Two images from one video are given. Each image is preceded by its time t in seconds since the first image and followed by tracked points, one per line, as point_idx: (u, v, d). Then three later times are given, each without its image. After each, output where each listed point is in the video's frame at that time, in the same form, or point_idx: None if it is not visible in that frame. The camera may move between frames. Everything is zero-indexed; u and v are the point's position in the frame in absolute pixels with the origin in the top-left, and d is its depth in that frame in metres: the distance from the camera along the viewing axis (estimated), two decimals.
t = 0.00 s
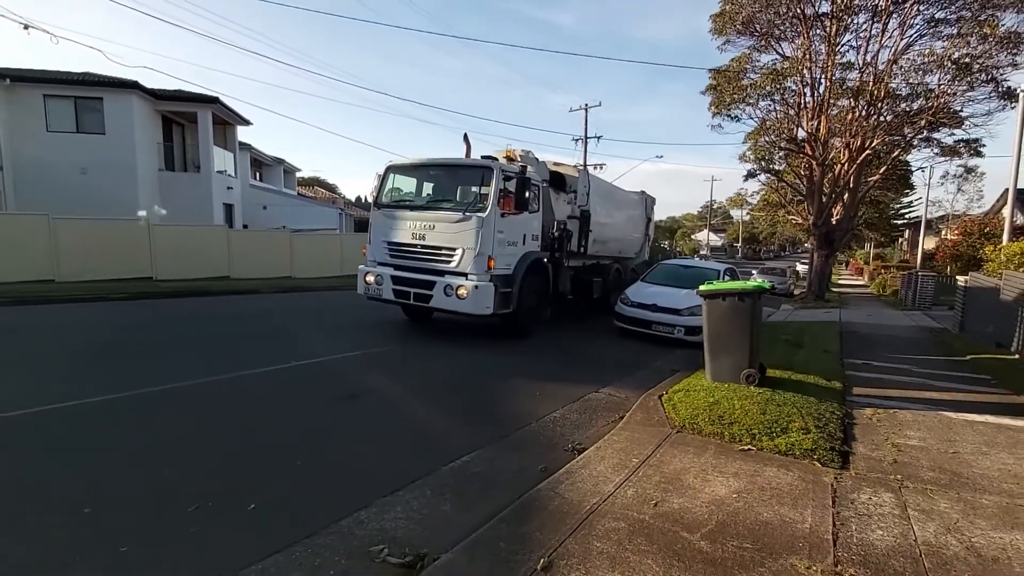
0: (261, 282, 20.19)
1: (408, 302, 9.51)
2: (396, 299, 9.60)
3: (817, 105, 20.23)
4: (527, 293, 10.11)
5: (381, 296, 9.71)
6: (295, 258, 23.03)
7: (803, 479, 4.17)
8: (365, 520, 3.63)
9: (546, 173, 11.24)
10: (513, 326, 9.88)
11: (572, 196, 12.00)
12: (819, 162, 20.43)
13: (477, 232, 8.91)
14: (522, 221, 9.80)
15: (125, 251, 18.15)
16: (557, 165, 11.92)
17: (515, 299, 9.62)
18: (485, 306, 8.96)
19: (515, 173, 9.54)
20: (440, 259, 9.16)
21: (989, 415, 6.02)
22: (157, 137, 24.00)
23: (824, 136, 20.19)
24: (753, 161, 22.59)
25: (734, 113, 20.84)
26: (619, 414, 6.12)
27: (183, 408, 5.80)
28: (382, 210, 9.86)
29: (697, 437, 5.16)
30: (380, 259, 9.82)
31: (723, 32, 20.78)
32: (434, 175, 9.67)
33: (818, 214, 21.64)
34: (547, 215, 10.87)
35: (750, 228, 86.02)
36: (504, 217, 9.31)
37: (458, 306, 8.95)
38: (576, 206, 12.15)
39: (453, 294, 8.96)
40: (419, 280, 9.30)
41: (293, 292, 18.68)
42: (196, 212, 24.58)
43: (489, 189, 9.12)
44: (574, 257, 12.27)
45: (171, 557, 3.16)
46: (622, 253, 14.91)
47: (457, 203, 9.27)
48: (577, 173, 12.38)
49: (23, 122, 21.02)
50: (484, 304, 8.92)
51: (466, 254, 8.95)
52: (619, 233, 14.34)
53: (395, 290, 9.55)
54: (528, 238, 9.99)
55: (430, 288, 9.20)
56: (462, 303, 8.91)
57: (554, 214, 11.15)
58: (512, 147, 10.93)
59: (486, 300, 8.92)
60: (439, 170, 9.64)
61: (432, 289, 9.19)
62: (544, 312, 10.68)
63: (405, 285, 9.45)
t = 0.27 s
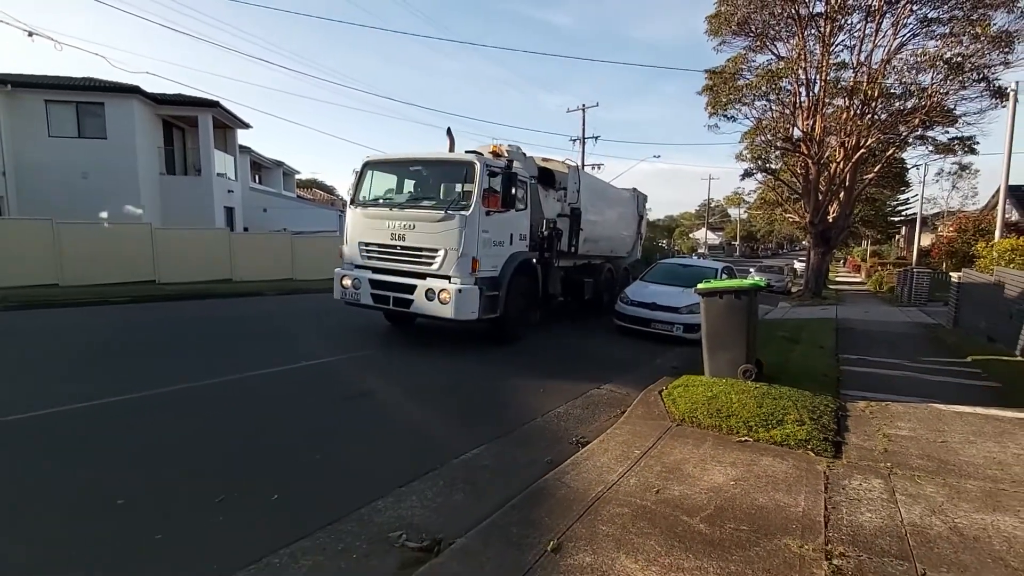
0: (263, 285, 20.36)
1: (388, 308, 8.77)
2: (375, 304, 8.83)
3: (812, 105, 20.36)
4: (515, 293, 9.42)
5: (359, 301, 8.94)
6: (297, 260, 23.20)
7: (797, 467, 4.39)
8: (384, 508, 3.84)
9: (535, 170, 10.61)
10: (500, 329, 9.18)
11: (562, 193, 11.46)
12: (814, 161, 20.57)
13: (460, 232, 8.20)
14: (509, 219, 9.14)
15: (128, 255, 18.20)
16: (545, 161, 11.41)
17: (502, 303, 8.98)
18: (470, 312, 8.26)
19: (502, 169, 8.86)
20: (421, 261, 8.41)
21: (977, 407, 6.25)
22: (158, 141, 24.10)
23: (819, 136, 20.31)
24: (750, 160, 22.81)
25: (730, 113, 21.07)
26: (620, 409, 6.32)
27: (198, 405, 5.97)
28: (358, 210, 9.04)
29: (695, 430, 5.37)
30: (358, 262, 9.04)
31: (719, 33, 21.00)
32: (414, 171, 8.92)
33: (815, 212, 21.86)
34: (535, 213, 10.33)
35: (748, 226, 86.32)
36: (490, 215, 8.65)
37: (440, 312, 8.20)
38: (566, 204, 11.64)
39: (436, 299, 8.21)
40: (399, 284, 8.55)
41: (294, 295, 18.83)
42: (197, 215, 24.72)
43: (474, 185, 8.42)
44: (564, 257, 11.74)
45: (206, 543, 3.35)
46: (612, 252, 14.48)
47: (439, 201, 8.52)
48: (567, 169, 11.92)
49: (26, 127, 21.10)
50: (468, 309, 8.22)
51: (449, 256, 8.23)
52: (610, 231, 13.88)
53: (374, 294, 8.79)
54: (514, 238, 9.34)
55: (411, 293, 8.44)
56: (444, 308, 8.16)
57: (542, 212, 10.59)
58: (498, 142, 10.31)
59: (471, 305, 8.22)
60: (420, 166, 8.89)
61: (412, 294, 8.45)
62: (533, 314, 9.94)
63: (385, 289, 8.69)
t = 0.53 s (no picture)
0: (264, 288, 20.46)
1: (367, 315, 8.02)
2: (352, 311, 8.09)
3: (808, 103, 20.57)
4: (502, 297, 8.76)
5: (335, 308, 8.18)
6: (297, 263, 23.31)
7: (792, 461, 4.53)
8: (393, 505, 3.97)
9: (521, 167, 9.98)
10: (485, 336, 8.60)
11: (552, 191, 10.84)
12: (810, 160, 20.77)
13: (441, 234, 7.50)
14: (494, 220, 8.47)
15: (128, 259, 18.24)
16: (532, 157, 10.75)
17: (489, 309, 8.30)
18: (453, 320, 7.57)
19: (486, 166, 8.20)
20: (400, 265, 7.68)
21: (969, 402, 6.42)
22: (157, 145, 24.17)
23: (814, 135, 20.52)
24: (747, 160, 22.97)
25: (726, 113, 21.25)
26: (621, 407, 6.44)
27: (207, 407, 6.07)
28: (331, 209, 8.29)
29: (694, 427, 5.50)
30: (333, 266, 8.27)
31: (714, 34, 21.15)
32: (392, 169, 8.22)
33: (811, 211, 22.02)
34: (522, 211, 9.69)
35: (745, 225, 86.56)
36: (473, 215, 7.97)
37: (421, 320, 7.49)
38: (555, 203, 10.99)
39: (417, 306, 7.49)
40: (376, 289, 7.82)
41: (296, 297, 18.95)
42: (197, 219, 24.81)
43: (456, 183, 7.73)
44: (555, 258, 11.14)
45: (225, 539, 3.48)
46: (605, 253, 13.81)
47: (419, 200, 7.82)
48: (555, 166, 11.30)
49: (25, 134, 21.17)
50: (452, 317, 7.52)
51: (430, 259, 7.52)
52: (603, 230, 13.28)
53: (350, 301, 8.05)
54: (500, 239, 8.65)
55: (391, 299, 7.71)
56: (425, 317, 7.46)
57: (530, 211, 9.97)
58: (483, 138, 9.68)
59: (454, 312, 7.54)
60: (398, 163, 8.19)
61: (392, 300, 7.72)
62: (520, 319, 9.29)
63: (362, 295, 7.95)
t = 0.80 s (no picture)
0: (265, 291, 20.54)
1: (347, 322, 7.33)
2: (330, 318, 7.39)
3: (804, 102, 20.67)
4: (492, 300, 8.13)
5: (313, 314, 7.49)
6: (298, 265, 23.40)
7: (792, 455, 4.63)
8: (403, 501, 4.06)
9: (511, 163, 9.43)
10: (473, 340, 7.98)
11: (543, 188, 10.31)
12: (807, 159, 20.90)
13: (424, 234, 6.85)
14: (482, 218, 7.82)
15: (129, 262, 18.27)
16: (522, 154, 10.25)
17: (477, 314, 7.68)
18: (438, 327, 6.89)
19: (473, 161, 7.53)
20: (382, 267, 7.02)
21: (964, 397, 6.53)
22: (156, 149, 24.21)
23: (811, 134, 20.66)
24: (744, 159, 23.09)
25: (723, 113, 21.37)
26: (623, 404, 6.53)
27: (214, 407, 6.14)
28: (308, 208, 7.65)
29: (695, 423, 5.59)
30: (311, 269, 7.58)
31: (711, 35, 21.28)
32: (373, 164, 7.55)
33: (809, 210, 22.14)
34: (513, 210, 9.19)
35: (743, 224, 86.71)
36: (459, 214, 7.31)
37: (404, 327, 6.81)
38: (547, 201, 10.51)
39: (399, 311, 6.82)
40: (356, 294, 7.14)
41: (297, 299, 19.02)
42: (197, 222, 24.87)
43: (441, 180, 7.07)
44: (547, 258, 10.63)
45: (239, 535, 3.56)
46: (598, 252, 13.37)
47: (402, 198, 7.19)
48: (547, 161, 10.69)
49: (25, 139, 21.20)
50: (438, 324, 6.85)
51: (413, 262, 6.87)
52: (596, 229, 12.79)
53: (329, 307, 7.35)
54: (489, 239, 8.01)
55: (372, 304, 7.04)
56: (408, 323, 6.78)
57: (521, 209, 9.43)
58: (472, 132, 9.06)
59: (440, 318, 6.86)
60: (380, 157, 7.53)
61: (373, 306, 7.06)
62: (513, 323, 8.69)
63: (342, 300, 7.25)
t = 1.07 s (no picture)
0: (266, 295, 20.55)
1: (327, 332, 6.69)
2: (309, 326, 6.74)
3: (803, 99, 20.62)
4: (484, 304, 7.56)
5: (291, 322, 6.84)
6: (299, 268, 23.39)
7: (797, 455, 4.63)
8: (409, 505, 4.05)
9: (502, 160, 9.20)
10: (465, 347, 7.52)
11: (538, 187, 10.18)
12: (806, 157, 20.94)
13: (410, 235, 6.24)
14: (472, 218, 7.23)
15: (129, 267, 18.24)
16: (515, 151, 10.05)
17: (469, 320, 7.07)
18: (427, 335, 6.29)
19: (462, 157, 6.96)
20: (363, 272, 6.38)
21: (968, 395, 6.53)
22: (156, 154, 24.20)
23: (810, 132, 20.70)
24: (744, 158, 23.12)
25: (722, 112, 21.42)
26: (627, 404, 6.52)
27: (219, 406, 6.15)
28: (285, 209, 6.96)
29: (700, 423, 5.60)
30: (288, 274, 6.90)
31: (709, 34, 21.29)
32: (353, 162, 6.89)
33: (809, 208, 22.15)
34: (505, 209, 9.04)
35: (743, 223, 86.77)
36: (447, 213, 6.71)
37: (389, 336, 6.19)
38: (541, 200, 10.34)
39: (382, 320, 6.20)
40: (336, 300, 6.49)
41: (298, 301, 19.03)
42: (197, 226, 24.88)
43: (427, 177, 6.45)
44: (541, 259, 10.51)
45: (246, 540, 3.55)
46: (595, 253, 13.25)
47: (385, 198, 6.54)
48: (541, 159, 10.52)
49: (24, 144, 21.16)
50: (425, 332, 6.25)
51: (397, 266, 6.25)
52: (593, 229, 12.70)
53: (307, 315, 6.69)
54: (480, 240, 7.43)
55: (353, 311, 6.39)
56: (393, 332, 6.15)
57: (514, 209, 9.30)
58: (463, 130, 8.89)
59: (427, 327, 6.25)
60: (360, 154, 6.87)
61: (353, 313, 6.41)
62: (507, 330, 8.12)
63: (322, 307, 6.60)
